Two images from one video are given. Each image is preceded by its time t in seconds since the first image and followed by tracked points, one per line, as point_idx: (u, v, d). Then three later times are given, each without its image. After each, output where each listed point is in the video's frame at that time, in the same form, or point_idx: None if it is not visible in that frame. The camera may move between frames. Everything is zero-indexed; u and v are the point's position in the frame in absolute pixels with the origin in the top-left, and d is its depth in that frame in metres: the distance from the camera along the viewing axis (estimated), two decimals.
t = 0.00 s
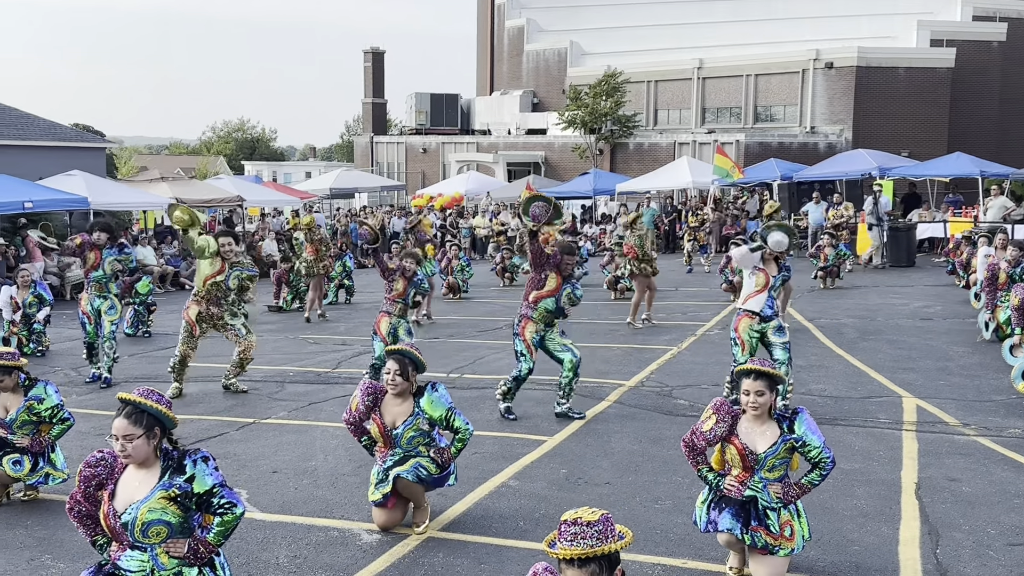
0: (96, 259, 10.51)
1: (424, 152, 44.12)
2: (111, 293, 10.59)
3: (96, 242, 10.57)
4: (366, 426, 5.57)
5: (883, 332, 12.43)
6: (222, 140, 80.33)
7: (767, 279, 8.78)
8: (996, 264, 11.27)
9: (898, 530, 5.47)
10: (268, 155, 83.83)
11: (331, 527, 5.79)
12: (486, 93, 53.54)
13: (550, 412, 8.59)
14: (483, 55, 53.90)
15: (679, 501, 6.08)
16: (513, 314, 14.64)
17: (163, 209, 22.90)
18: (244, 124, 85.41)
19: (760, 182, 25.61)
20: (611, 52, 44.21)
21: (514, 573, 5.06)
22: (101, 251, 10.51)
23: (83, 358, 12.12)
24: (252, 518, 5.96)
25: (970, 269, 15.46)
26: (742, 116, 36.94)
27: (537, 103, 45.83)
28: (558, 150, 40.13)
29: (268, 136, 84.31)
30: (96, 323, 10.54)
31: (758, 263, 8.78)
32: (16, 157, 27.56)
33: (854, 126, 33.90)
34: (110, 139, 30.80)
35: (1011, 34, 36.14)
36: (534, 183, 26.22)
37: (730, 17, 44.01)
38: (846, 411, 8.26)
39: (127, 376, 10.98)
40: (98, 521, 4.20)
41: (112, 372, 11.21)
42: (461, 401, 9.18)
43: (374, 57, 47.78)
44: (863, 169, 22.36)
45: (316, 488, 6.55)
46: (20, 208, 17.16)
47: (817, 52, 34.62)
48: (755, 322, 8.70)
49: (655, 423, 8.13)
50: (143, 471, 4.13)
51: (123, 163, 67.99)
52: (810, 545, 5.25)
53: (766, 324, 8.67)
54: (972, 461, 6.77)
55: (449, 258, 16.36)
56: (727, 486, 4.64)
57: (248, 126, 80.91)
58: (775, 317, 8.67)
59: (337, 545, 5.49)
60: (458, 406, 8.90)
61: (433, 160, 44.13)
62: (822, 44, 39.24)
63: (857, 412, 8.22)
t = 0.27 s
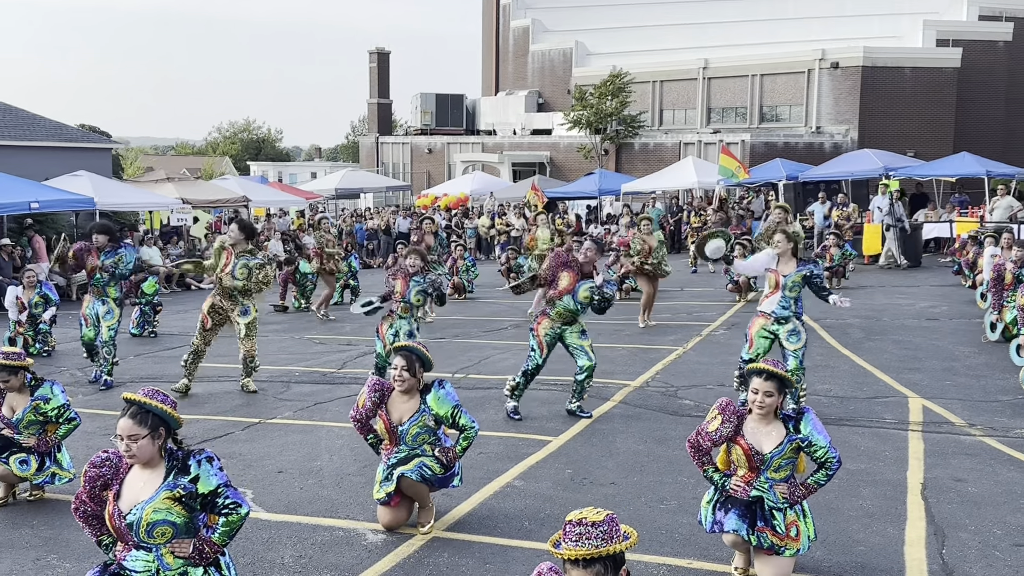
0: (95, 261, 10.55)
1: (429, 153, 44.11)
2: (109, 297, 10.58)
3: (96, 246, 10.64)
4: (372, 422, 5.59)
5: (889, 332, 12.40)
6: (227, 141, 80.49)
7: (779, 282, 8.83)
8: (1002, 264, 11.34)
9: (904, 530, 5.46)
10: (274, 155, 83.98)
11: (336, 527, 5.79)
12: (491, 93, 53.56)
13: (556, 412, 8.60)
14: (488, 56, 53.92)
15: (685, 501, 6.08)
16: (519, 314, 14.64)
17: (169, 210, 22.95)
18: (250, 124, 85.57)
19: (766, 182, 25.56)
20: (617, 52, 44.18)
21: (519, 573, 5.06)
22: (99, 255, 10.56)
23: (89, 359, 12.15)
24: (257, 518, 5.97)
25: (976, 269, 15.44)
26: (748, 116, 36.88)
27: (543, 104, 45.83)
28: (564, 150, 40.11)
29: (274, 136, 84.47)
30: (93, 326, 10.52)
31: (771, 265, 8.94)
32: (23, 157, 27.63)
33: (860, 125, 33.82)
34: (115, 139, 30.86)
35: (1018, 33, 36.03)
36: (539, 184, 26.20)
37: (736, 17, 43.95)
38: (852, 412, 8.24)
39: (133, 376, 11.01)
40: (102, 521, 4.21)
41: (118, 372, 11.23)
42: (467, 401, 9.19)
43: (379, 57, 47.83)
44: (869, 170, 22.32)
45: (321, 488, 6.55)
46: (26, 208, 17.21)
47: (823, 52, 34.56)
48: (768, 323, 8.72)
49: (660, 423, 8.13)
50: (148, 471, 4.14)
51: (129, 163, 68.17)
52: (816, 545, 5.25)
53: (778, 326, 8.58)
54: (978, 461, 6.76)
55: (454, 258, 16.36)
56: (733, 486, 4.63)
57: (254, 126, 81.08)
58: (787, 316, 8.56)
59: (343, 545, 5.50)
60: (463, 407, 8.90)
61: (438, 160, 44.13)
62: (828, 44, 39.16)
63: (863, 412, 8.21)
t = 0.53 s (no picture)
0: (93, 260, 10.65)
1: (434, 154, 44.13)
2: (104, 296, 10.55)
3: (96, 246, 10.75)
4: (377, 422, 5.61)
5: (895, 333, 12.39)
6: (233, 142, 80.67)
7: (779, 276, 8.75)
8: (1009, 265, 11.26)
9: (910, 531, 5.46)
10: (279, 156, 84.14)
11: (342, 527, 5.81)
12: (496, 94, 53.59)
13: (561, 413, 8.61)
14: (493, 57, 53.96)
15: (690, 501, 6.08)
16: (524, 315, 14.65)
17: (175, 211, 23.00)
18: (255, 125, 85.75)
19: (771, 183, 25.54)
20: (622, 54, 44.18)
21: (525, 573, 5.07)
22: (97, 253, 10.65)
23: (95, 360, 12.18)
24: (263, 519, 5.99)
25: (983, 270, 15.41)
26: (754, 117, 36.85)
27: (548, 105, 45.87)
28: (569, 151, 40.13)
29: (279, 138, 84.63)
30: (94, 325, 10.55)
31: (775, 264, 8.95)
32: (29, 159, 27.72)
33: (866, 126, 33.78)
34: (121, 141, 30.95)
35: None
36: (544, 185, 26.19)
37: (741, 18, 43.92)
38: (858, 413, 8.23)
39: (139, 377, 11.04)
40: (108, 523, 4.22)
41: (124, 373, 11.26)
42: (472, 402, 9.20)
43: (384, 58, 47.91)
44: (874, 171, 22.31)
45: (327, 489, 6.57)
46: (32, 209, 17.26)
47: (828, 53, 34.53)
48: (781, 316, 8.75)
49: (666, 424, 8.13)
50: (154, 471, 4.16)
51: (134, 165, 68.40)
52: (822, 546, 5.25)
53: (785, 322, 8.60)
54: (984, 462, 6.75)
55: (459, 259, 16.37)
56: (740, 487, 4.63)
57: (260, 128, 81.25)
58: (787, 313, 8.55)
59: (348, 546, 5.51)
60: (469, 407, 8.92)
61: (443, 162, 44.15)
62: (833, 45, 39.13)
63: (869, 413, 8.21)
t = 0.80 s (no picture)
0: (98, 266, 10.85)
1: (438, 156, 44.13)
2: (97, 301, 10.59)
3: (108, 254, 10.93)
4: (380, 425, 5.61)
5: (899, 336, 12.37)
6: (237, 145, 80.79)
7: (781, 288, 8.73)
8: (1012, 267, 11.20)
9: (914, 535, 5.45)
10: (283, 159, 84.25)
11: (346, 530, 5.82)
12: (500, 96, 53.64)
13: (565, 416, 8.61)
14: (497, 60, 53.98)
15: (694, 504, 6.09)
16: (528, 318, 14.66)
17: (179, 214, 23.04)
18: (259, 128, 85.91)
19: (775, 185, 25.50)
20: (626, 57, 44.19)
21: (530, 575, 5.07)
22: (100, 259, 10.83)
23: (99, 362, 12.20)
24: (267, 521, 6.00)
25: (987, 272, 15.38)
26: (758, 120, 36.84)
27: (551, 107, 45.91)
28: (573, 153, 40.14)
29: (283, 140, 84.74)
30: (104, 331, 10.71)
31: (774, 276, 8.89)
32: (33, 161, 27.79)
33: (870, 129, 33.77)
34: (125, 144, 31.02)
35: None
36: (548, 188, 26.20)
37: (745, 21, 43.92)
38: (862, 416, 8.22)
39: (143, 379, 11.06)
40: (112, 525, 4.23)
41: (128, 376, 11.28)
42: (476, 404, 9.20)
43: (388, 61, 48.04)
44: (878, 173, 22.28)
45: (331, 492, 6.58)
46: (37, 212, 17.30)
47: (832, 55, 34.52)
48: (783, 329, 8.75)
49: (670, 426, 8.14)
50: (160, 474, 4.17)
51: (139, 168, 68.54)
52: (826, 549, 5.24)
53: (788, 331, 8.59)
54: (989, 465, 6.74)
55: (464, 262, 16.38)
56: (744, 489, 4.61)
57: (263, 131, 81.37)
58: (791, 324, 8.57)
59: (352, 548, 5.51)
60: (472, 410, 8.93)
61: (447, 164, 44.16)
62: (837, 47, 39.12)
63: (873, 416, 8.20)
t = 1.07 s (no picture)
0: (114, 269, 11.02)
1: (440, 160, 44.16)
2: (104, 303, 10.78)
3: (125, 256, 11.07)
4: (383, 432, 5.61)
5: (901, 340, 12.37)
6: (240, 149, 80.93)
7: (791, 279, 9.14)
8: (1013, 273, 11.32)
9: (917, 539, 5.45)
10: (285, 163, 84.36)
11: (349, 533, 5.83)
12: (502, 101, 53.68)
13: (568, 420, 8.62)
14: (500, 64, 54.04)
15: (697, 507, 6.09)
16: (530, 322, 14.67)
17: (181, 218, 23.08)
18: (262, 132, 86.07)
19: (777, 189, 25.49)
20: (628, 61, 44.24)
21: None
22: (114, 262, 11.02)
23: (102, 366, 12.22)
24: (270, 524, 6.01)
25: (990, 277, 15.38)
26: (760, 124, 36.85)
27: (554, 111, 45.97)
28: (575, 157, 40.18)
29: (286, 144, 84.89)
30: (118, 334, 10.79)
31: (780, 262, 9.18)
32: (36, 165, 27.86)
33: (872, 133, 33.78)
34: (128, 147, 31.08)
35: None
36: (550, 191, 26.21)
37: (747, 25, 43.95)
38: (865, 420, 8.22)
39: (146, 383, 11.08)
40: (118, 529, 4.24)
41: (130, 380, 11.30)
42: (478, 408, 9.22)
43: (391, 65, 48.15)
44: (880, 177, 22.29)
45: (334, 495, 6.59)
46: (40, 216, 17.33)
47: (834, 59, 34.55)
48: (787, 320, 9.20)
49: (672, 430, 8.14)
50: (163, 478, 4.18)
51: (142, 172, 68.67)
52: (829, 553, 5.24)
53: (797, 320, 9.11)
54: (991, 469, 6.73)
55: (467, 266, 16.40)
56: (746, 493, 4.63)
57: (266, 135, 81.51)
58: (805, 311, 9.11)
59: (355, 551, 5.52)
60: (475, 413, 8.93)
61: (449, 168, 44.17)
62: (839, 52, 39.15)
63: (876, 420, 8.20)
